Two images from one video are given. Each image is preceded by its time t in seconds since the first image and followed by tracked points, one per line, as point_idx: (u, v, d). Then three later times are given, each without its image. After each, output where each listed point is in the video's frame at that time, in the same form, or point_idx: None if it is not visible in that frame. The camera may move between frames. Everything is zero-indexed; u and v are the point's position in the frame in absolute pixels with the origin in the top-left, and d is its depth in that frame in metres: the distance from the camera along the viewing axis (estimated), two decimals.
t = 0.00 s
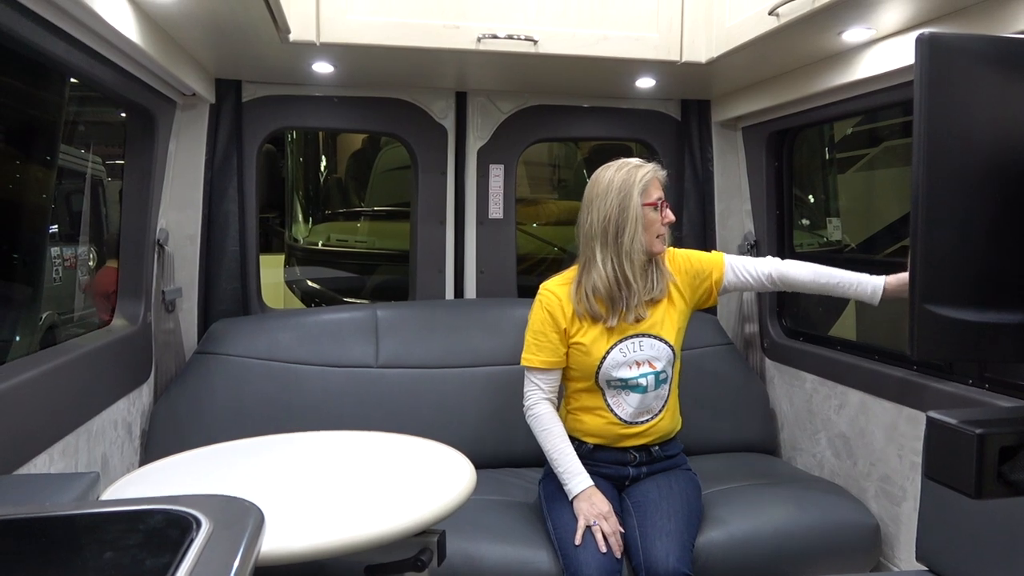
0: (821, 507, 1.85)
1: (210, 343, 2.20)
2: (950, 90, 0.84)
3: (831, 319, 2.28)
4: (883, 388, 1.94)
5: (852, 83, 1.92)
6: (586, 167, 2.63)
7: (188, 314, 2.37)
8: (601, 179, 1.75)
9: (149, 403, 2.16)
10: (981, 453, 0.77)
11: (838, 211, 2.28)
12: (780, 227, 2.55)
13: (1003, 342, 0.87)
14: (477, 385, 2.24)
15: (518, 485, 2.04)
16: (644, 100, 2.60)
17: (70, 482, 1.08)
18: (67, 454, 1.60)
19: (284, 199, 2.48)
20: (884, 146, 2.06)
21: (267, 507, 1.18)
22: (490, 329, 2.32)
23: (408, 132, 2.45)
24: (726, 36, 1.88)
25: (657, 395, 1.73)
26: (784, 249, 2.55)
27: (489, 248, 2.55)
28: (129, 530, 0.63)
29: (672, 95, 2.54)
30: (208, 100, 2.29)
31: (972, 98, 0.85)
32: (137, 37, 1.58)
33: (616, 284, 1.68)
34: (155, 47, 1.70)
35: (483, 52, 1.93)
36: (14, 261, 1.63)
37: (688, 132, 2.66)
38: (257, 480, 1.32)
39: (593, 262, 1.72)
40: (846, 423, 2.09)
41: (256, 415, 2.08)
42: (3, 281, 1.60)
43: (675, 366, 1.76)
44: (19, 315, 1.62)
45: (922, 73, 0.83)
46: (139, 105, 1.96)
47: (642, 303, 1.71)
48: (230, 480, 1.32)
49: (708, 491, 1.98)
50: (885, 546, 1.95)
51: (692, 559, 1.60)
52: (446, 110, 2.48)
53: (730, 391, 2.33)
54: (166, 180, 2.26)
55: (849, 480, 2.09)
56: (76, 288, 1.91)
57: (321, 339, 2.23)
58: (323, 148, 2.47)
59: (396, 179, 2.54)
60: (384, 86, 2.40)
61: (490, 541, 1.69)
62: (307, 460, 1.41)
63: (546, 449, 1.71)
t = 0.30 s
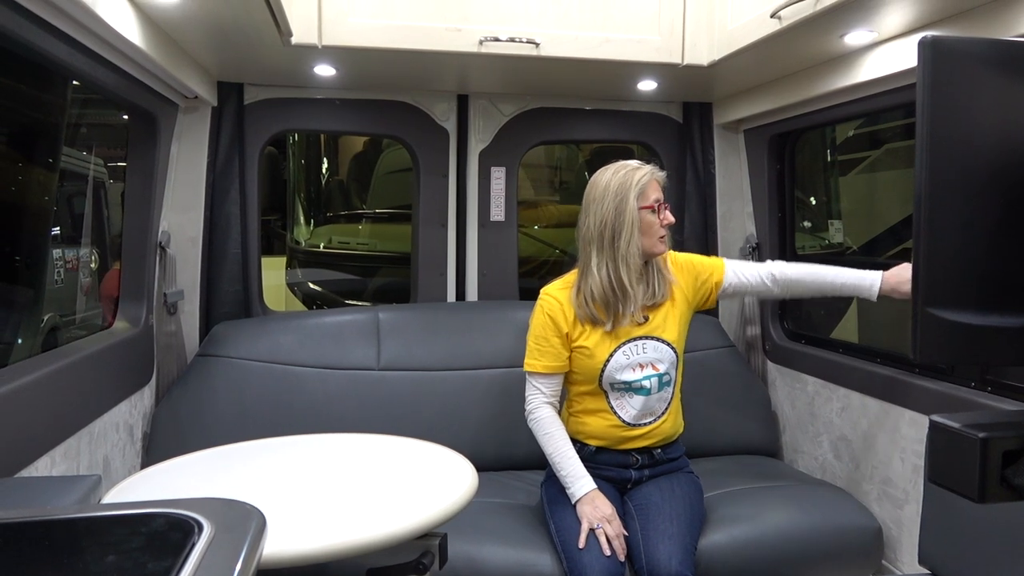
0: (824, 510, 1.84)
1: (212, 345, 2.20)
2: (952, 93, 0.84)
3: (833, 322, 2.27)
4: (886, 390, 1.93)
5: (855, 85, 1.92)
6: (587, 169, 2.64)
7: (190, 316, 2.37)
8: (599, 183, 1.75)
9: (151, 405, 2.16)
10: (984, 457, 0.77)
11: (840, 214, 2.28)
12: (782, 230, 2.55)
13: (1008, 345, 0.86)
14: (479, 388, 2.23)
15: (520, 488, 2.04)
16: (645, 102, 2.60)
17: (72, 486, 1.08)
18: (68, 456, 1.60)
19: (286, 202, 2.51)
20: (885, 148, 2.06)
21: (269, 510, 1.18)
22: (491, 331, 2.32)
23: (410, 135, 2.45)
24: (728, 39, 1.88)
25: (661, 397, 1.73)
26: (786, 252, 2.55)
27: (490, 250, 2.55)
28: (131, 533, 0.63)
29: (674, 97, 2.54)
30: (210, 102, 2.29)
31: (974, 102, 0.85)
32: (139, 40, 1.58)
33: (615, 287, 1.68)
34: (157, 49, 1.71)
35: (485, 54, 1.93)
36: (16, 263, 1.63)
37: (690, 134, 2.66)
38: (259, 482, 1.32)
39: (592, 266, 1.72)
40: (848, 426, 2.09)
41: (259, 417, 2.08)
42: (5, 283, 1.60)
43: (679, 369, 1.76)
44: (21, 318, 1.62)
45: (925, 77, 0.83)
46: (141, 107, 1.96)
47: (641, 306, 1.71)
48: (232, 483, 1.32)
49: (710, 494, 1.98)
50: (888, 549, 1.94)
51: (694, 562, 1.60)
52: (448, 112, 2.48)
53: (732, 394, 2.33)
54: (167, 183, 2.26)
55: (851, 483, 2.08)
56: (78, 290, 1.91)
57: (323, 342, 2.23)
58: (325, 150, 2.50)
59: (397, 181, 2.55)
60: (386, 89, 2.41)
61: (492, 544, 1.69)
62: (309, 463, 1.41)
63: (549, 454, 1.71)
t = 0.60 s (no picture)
0: (825, 510, 1.84)
1: (213, 345, 2.20)
2: (954, 92, 0.84)
3: (834, 322, 2.27)
4: (887, 391, 1.93)
5: (856, 85, 1.92)
6: (588, 170, 2.64)
7: (191, 317, 2.37)
8: (603, 183, 1.75)
9: (152, 406, 2.16)
10: (984, 456, 0.77)
11: (840, 214, 2.28)
12: (783, 230, 2.54)
13: (1008, 345, 0.86)
14: (480, 388, 2.23)
15: (521, 488, 2.04)
16: (646, 103, 2.60)
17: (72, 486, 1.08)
18: (69, 457, 1.60)
19: (286, 202, 2.53)
20: (885, 148, 2.06)
21: (270, 510, 1.18)
22: (492, 332, 2.32)
23: (410, 135, 2.45)
24: (728, 39, 1.88)
25: (661, 400, 1.73)
26: (787, 252, 2.54)
27: (491, 251, 2.55)
28: (131, 533, 0.63)
29: (675, 97, 2.54)
30: (211, 103, 2.29)
31: (974, 102, 0.85)
32: (140, 41, 1.59)
33: (619, 288, 1.68)
34: (158, 50, 1.71)
35: (486, 55, 1.93)
36: (17, 264, 1.63)
37: (691, 135, 2.66)
38: (260, 482, 1.32)
39: (596, 266, 1.72)
40: (850, 426, 2.09)
41: (260, 418, 2.08)
42: (6, 285, 1.60)
43: (681, 372, 1.75)
44: (22, 319, 1.62)
45: (925, 76, 0.83)
46: (143, 108, 1.97)
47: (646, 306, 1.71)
48: (233, 483, 1.31)
49: (711, 494, 1.97)
50: (889, 550, 1.94)
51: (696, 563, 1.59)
52: (449, 113, 2.48)
53: (733, 394, 2.33)
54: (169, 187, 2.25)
55: (852, 484, 2.08)
56: (79, 291, 1.91)
57: (324, 343, 2.23)
58: (326, 152, 2.52)
59: (398, 182, 2.56)
60: (386, 89, 2.40)
61: (493, 544, 1.69)
62: (310, 463, 1.41)
63: (550, 451, 1.71)
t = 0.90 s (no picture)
0: (827, 511, 1.84)
1: (215, 346, 2.20)
2: (957, 94, 0.84)
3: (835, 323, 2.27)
4: (888, 392, 1.93)
5: (858, 86, 1.92)
6: (590, 171, 2.65)
7: (192, 317, 2.37)
8: (614, 182, 1.75)
9: (153, 406, 2.16)
10: (985, 457, 0.77)
11: (842, 215, 2.28)
12: (784, 231, 2.54)
13: (1006, 346, 0.86)
14: (481, 389, 2.23)
15: (522, 489, 2.04)
16: (648, 104, 2.61)
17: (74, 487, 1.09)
18: (71, 457, 1.60)
19: (288, 204, 2.55)
20: (887, 150, 2.06)
21: (272, 510, 1.18)
22: (493, 333, 2.32)
23: (412, 136, 2.46)
24: (729, 41, 1.88)
25: (663, 401, 1.73)
26: (788, 254, 2.54)
27: (492, 252, 2.55)
28: (133, 533, 0.63)
29: (676, 98, 2.54)
30: (213, 104, 2.29)
31: (974, 104, 0.85)
32: (142, 42, 1.59)
33: (629, 286, 1.69)
34: (161, 51, 1.71)
35: (487, 56, 1.93)
36: (19, 265, 1.64)
37: (692, 136, 2.66)
38: (262, 483, 1.32)
39: (606, 263, 1.73)
40: (851, 428, 2.09)
41: (261, 418, 2.09)
42: (8, 285, 1.61)
43: (683, 374, 1.76)
44: (24, 319, 1.62)
45: (925, 77, 0.83)
46: (144, 109, 1.97)
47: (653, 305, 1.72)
48: (235, 484, 1.32)
49: (712, 495, 1.97)
50: (890, 551, 1.94)
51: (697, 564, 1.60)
52: (450, 114, 2.49)
53: (735, 395, 2.33)
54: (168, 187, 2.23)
55: (853, 485, 2.08)
56: (81, 291, 1.92)
57: (325, 343, 2.23)
58: (327, 153, 2.53)
59: (399, 183, 2.57)
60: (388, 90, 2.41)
61: (495, 545, 1.69)
62: (311, 464, 1.42)
63: (552, 447, 1.72)
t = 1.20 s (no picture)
0: (827, 509, 1.84)
1: (216, 344, 2.20)
2: (956, 90, 0.84)
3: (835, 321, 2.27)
4: (888, 390, 1.93)
5: (858, 83, 1.92)
6: (591, 170, 2.65)
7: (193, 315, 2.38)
8: (615, 179, 1.76)
9: (154, 404, 2.16)
10: (983, 452, 0.77)
11: (842, 213, 2.28)
12: (784, 229, 2.54)
13: (1001, 342, 0.87)
14: (481, 387, 2.24)
15: (523, 487, 2.04)
16: (648, 102, 2.61)
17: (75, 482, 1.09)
18: (72, 454, 1.60)
19: (290, 202, 2.54)
20: (888, 148, 2.06)
21: (272, 507, 1.18)
22: (494, 331, 2.33)
23: (412, 134, 2.46)
24: (729, 38, 1.88)
25: (664, 400, 1.73)
26: (788, 253, 2.54)
27: (492, 250, 2.55)
28: (132, 527, 0.63)
29: (676, 97, 2.55)
30: (214, 102, 2.30)
31: (972, 99, 0.85)
32: (143, 41, 1.59)
33: (628, 282, 1.69)
34: (161, 50, 1.71)
35: (487, 54, 1.93)
36: (20, 263, 1.65)
37: (693, 134, 2.66)
38: (262, 480, 1.32)
39: (606, 260, 1.73)
40: (851, 425, 2.09)
41: (262, 416, 2.09)
42: (9, 284, 1.61)
43: (686, 373, 1.75)
44: (25, 317, 1.62)
45: (923, 72, 0.83)
46: (145, 108, 1.97)
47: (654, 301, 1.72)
48: (235, 480, 1.32)
49: (712, 493, 1.98)
50: (890, 549, 1.94)
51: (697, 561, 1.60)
52: (451, 112, 2.49)
53: (735, 393, 2.33)
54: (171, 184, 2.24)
55: (853, 482, 2.08)
56: (82, 290, 1.92)
57: (326, 341, 2.23)
58: (328, 152, 2.53)
59: (400, 182, 2.58)
60: (389, 89, 2.41)
61: (495, 542, 1.69)
62: (312, 461, 1.42)
63: (553, 444, 1.73)
